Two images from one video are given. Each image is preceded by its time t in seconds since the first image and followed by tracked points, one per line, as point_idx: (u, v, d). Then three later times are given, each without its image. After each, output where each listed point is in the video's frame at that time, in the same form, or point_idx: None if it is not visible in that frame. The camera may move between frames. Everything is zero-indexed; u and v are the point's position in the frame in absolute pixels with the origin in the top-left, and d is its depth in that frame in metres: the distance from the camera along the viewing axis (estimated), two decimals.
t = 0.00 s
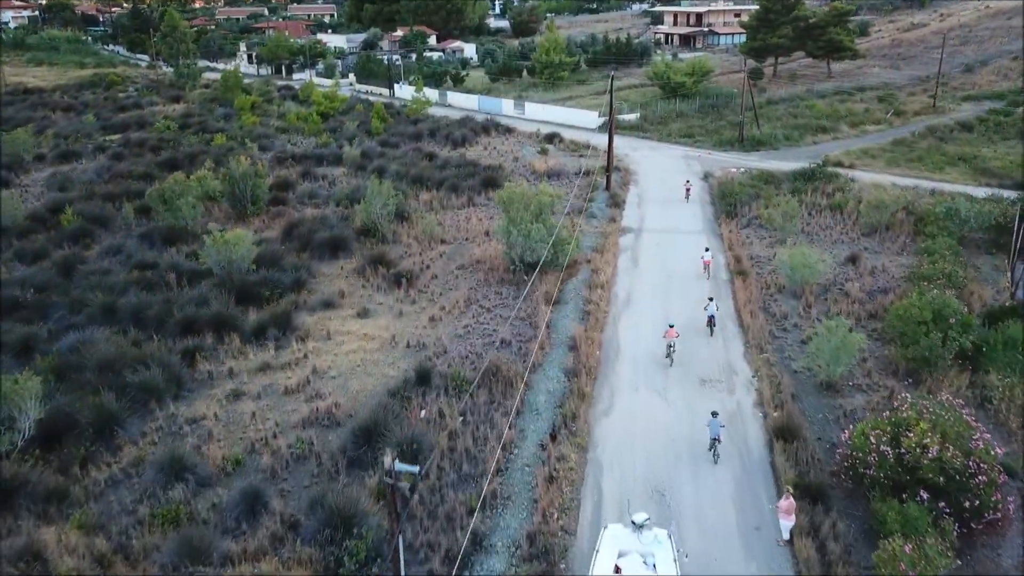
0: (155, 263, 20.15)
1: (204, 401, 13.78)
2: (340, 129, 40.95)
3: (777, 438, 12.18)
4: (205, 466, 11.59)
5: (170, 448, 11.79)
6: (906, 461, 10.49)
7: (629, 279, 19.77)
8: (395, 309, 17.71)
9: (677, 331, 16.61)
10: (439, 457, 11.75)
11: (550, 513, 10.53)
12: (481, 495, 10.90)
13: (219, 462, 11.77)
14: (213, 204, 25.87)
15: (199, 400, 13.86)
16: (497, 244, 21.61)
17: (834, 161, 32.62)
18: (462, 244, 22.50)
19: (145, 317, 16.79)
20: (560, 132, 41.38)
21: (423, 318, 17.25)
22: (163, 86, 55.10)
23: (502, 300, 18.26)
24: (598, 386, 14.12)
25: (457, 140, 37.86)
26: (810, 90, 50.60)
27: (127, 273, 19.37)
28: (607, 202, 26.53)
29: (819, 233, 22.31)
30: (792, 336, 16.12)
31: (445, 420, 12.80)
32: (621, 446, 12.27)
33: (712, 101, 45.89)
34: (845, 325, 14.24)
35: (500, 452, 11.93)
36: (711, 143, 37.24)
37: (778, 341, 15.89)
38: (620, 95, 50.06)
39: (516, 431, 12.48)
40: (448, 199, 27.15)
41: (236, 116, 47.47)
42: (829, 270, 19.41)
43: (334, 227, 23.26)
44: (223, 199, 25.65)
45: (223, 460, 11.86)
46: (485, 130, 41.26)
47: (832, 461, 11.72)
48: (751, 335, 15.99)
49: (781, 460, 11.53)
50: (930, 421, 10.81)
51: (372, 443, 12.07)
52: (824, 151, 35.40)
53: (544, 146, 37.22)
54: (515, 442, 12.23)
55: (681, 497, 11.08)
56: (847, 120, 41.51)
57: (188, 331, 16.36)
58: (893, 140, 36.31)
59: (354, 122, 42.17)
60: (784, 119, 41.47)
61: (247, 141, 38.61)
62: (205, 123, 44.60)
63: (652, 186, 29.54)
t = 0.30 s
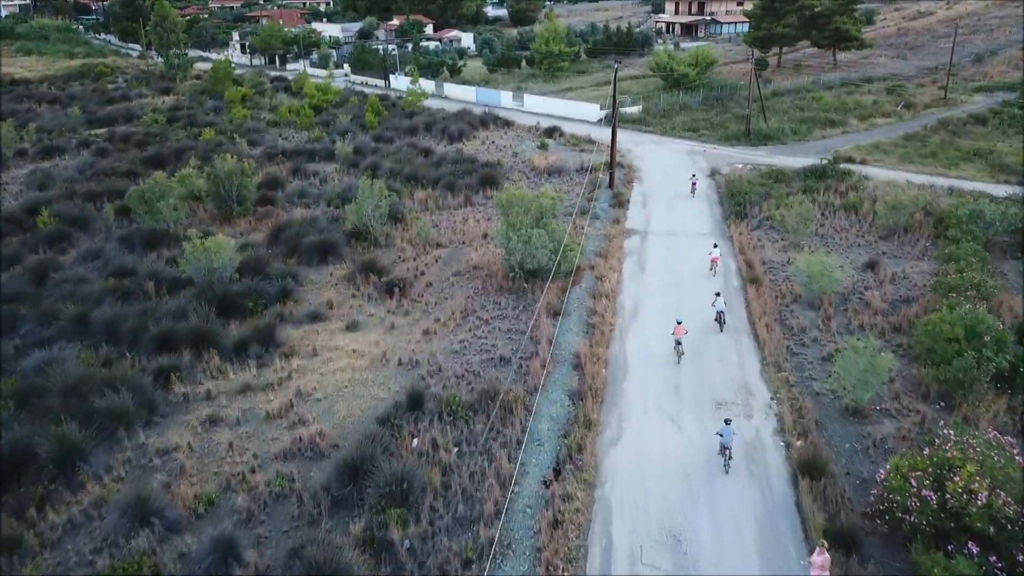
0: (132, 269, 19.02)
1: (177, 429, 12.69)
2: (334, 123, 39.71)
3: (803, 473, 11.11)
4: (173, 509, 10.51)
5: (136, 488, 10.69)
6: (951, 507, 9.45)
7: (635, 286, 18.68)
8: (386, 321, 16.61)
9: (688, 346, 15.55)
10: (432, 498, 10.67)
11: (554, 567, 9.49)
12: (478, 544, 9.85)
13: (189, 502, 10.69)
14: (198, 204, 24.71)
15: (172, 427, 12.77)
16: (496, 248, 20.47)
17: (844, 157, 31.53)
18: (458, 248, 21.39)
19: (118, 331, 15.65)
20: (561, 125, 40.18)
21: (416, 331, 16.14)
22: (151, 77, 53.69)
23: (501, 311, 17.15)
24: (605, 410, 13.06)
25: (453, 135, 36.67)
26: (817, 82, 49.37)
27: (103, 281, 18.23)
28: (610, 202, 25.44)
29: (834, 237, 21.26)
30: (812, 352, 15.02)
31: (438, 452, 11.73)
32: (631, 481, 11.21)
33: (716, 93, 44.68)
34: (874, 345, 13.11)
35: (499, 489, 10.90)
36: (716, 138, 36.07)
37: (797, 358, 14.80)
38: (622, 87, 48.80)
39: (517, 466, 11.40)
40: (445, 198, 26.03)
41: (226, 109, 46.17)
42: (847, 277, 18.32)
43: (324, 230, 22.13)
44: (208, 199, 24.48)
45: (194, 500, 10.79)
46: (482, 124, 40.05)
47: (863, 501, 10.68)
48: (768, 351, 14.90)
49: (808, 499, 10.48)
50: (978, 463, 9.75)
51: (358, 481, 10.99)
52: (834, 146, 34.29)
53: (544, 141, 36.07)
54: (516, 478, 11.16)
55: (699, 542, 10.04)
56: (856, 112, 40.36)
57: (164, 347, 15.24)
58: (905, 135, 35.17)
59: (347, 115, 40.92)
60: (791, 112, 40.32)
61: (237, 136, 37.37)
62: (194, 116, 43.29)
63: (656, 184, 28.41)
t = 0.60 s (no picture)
0: (107, 274, 17.84)
1: (145, 460, 11.57)
2: (325, 113, 38.42)
3: (832, 513, 10.06)
4: (135, 557, 9.39)
5: (94, 536, 9.56)
6: (1005, 562, 8.42)
7: (641, 292, 17.60)
8: (375, 333, 15.52)
9: (699, 360, 14.51)
10: (423, 545, 9.60)
11: None
12: None
13: (153, 549, 9.60)
14: (181, 202, 23.49)
15: (139, 458, 11.64)
16: (493, 251, 19.33)
17: (855, 150, 30.42)
18: (453, 250, 20.27)
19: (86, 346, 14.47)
20: (560, 115, 38.94)
21: (408, 344, 15.05)
22: (139, 65, 52.22)
23: (498, 321, 16.04)
24: (612, 437, 12.00)
25: (449, 125, 35.42)
26: (822, 69, 48.09)
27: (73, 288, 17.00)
28: (613, 199, 24.33)
29: (850, 237, 20.19)
30: (833, 368, 13.91)
31: (430, 488, 10.67)
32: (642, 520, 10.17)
33: (720, 81, 43.40)
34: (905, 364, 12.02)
35: (496, 533, 9.88)
36: (721, 129, 34.89)
37: (817, 375, 13.72)
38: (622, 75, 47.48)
39: (516, 506, 10.35)
40: (440, 195, 24.88)
41: (214, 98, 44.82)
42: (866, 281, 17.24)
43: (311, 230, 20.97)
44: (190, 197, 23.23)
45: (159, 547, 9.68)
46: (479, 114, 38.75)
47: (899, 546, 9.64)
48: (786, 367, 13.81)
49: (839, 545, 9.43)
50: None
51: (342, 525, 9.90)
52: (843, 137, 33.16)
53: (543, 132, 34.85)
54: (515, 520, 10.11)
55: None
56: (864, 102, 39.17)
57: (135, 364, 14.08)
58: (916, 125, 34.02)
59: (339, 105, 39.60)
60: (796, 102, 39.12)
61: (225, 127, 36.08)
62: (181, 106, 41.91)
63: (661, 178, 27.28)
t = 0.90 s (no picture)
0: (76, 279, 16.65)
1: (107, 498, 10.50)
2: (314, 100, 37.05)
3: (867, 564, 9.05)
4: None
5: None
6: None
7: (647, 298, 16.51)
8: (362, 346, 14.44)
9: (711, 375, 13.46)
10: None
11: None
12: None
13: None
14: (160, 198, 22.31)
15: (100, 496, 10.57)
16: (489, 253, 18.21)
17: (865, 139, 29.31)
18: (446, 252, 19.17)
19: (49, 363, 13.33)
20: (558, 102, 37.63)
21: (397, 359, 13.99)
22: (123, 49, 50.69)
23: (495, 332, 14.94)
24: (619, 469, 10.95)
25: (443, 113, 34.11)
26: (828, 52, 46.74)
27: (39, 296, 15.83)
28: (615, 193, 23.19)
29: (865, 237, 19.13)
30: (857, 386, 12.82)
31: (419, 534, 9.64)
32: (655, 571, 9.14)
33: (723, 64, 42.02)
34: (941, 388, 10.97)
35: None
36: (726, 117, 33.67)
37: (839, 393, 12.68)
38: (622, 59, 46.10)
39: (515, 555, 9.32)
40: (433, 189, 23.74)
41: (200, 83, 43.31)
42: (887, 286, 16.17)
43: (297, 230, 19.83)
44: (169, 192, 21.98)
45: None
46: (474, 100, 37.42)
47: None
48: (806, 386, 12.76)
49: None
50: None
51: None
52: (852, 125, 32.04)
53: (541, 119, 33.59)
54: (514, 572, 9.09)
55: None
56: (872, 87, 37.92)
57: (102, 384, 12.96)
58: (927, 112, 32.84)
59: (329, 91, 38.20)
60: (802, 87, 37.86)
61: (210, 115, 34.74)
62: (166, 92, 40.49)
63: (664, 170, 26.14)
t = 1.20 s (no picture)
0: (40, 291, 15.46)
1: (61, 553, 9.45)
2: (302, 89, 35.67)
3: None
4: None
5: None
6: None
7: (653, 310, 15.45)
8: (347, 367, 13.38)
9: (724, 400, 12.47)
10: None
11: None
12: None
13: None
14: (136, 198, 21.10)
15: (54, 549, 9.53)
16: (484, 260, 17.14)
17: (875, 131, 28.20)
18: (438, 258, 18.07)
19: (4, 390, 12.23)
20: (555, 90, 36.34)
21: (384, 382, 12.93)
22: (107, 34, 49.11)
23: (490, 350, 13.87)
24: (628, 515, 9.96)
25: (436, 102, 32.79)
26: (832, 37, 45.37)
27: None
28: (616, 191, 22.06)
29: (882, 239, 18.08)
30: (884, 414, 11.82)
31: None
32: None
33: (725, 50, 40.67)
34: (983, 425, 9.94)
35: None
36: (729, 107, 32.48)
37: (864, 422, 11.68)
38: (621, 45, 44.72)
39: None
40: (425, 187, 22.57)
41: (184, 71, 41.82)
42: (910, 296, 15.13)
43: (280, 234, 18.70)
44: (146, 192, 20.76)
45: None
46: (469, 89, 36.07)
47: None
48: (828, 414, 11.75)
49: None
50: None
51: None
52: (860, 116, 30.91)
53: (538, 109, 32.34)
54: None
55: None
56: (880, 74, 36.69)
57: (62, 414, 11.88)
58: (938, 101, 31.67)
59: (318, 79, 36.79)
60: (808, 74, 36.60)
61: (193, 106, 33.37)
62: (148, 80, 39.04)
63: (667, 165, 25.03)
